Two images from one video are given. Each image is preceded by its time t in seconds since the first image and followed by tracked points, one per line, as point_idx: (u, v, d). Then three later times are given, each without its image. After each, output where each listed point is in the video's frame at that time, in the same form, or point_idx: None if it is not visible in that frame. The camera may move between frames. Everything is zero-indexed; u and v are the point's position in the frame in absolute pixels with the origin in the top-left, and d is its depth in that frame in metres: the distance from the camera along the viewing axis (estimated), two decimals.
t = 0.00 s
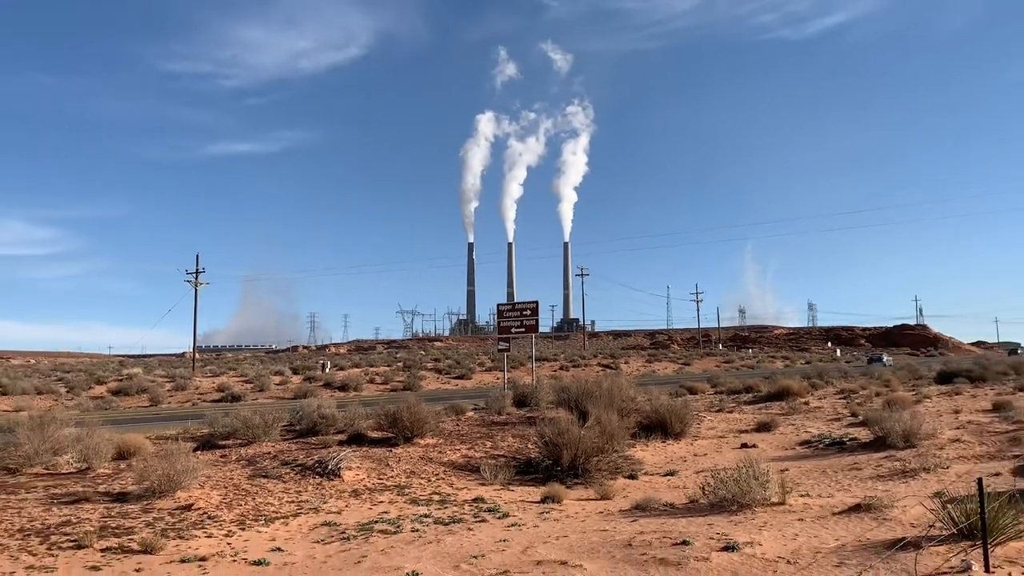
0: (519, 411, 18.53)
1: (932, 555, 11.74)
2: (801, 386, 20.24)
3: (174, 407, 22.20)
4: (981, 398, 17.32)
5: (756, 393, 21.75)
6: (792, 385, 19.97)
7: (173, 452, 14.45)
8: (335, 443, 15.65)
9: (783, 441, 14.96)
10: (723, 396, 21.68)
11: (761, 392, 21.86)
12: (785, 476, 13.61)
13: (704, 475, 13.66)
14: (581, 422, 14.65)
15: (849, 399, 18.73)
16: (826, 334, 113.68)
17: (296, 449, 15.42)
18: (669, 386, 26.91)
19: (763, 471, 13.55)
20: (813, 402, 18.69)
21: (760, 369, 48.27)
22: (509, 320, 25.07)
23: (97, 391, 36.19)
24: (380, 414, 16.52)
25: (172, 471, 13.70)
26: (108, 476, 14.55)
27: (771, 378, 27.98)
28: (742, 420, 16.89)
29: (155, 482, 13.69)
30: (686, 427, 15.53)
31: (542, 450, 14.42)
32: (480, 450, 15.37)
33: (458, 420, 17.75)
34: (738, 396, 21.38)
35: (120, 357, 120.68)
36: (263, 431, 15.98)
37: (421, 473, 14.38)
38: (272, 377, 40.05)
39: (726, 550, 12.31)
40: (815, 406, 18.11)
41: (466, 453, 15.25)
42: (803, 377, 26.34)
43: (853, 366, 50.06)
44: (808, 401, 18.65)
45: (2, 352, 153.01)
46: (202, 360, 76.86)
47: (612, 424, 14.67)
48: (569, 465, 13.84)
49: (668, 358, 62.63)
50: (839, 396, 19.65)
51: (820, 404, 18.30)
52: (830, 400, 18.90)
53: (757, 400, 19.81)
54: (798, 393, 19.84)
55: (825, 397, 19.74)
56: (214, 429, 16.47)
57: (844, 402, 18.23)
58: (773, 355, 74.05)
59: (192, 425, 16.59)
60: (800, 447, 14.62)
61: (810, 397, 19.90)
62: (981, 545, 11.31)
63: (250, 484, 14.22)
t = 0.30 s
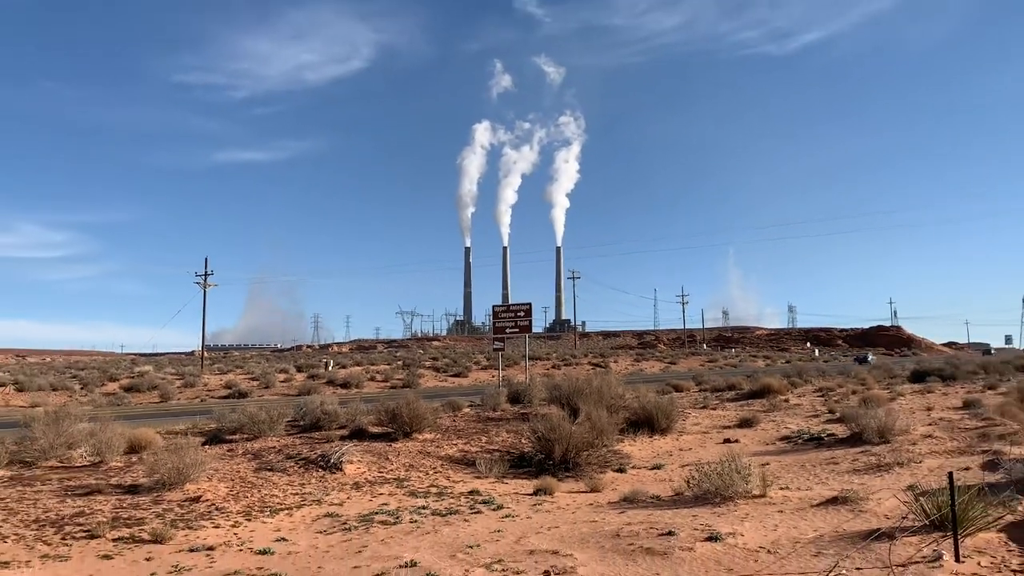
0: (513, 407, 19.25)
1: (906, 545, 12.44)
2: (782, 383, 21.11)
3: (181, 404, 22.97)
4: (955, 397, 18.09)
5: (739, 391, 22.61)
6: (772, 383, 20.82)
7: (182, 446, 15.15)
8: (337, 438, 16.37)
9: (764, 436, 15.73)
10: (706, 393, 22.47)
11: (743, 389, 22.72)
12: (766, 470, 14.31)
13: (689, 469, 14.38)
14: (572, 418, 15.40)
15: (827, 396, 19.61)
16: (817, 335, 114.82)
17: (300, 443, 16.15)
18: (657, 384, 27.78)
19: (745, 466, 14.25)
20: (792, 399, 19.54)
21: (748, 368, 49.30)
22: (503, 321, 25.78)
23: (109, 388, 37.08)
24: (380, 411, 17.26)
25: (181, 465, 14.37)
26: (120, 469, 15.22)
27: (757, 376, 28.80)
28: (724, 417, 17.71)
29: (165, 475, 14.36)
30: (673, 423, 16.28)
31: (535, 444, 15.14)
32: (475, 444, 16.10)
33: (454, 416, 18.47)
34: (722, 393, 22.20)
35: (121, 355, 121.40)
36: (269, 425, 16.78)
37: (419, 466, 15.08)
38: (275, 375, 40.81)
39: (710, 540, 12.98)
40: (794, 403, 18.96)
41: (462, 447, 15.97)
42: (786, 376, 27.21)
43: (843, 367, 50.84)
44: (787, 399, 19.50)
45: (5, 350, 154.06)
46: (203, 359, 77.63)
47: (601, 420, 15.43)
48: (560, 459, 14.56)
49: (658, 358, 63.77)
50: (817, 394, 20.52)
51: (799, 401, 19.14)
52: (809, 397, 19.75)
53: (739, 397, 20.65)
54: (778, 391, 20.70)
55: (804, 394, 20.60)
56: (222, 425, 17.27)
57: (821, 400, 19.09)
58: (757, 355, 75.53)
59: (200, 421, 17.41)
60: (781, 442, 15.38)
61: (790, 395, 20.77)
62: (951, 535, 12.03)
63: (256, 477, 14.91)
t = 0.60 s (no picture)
0: (506, 403, 20.04)
1: (877, 534, 13.15)
2: (760, 381, 22.22)
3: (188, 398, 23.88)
4: (926, 395, 19.02)
5: (720, 387, 23.71)
6: (751, 380, 21.91)
7: (190, 439, 15.93)
8: (338, 432, 17.20)
9: (743, 431, 16.70)
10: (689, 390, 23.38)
11: (723, 386, 23.82)
12: (745, 463, 15.15)
13: (673, 462, 15.25)
14: (562, 413, 16.31)
15: (803, 392, 20.76)
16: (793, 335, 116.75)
17: (303, 437, 16.99)
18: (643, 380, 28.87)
19: (725, 459, 15.04)
20: (771, 396, 20.65)
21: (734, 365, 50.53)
22: (496, 321, 26.55)
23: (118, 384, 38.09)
24: (380, 406, 18.14)
25: (189, 457, 15.11)
26: (130, 461, 15.98)
27: (741, 374, 29.92)
28: (705, 413, 18.79)
29: (174, 467, 15.10)
30: (656, 419, 17.21)
31: (527, 438, 15.98)
32: (470, 438, 16.94)
33: (450, 411, 19.29)
34: (704, 390, 23.24)
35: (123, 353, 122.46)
36: (273, 420, 17.74)
37: (417, 459, 15.87)
38: (278, 371, 41.76)
39: (692, 529, 13.71)
40: (772, 399, 20.11)
41: (457, 441, 16.81)
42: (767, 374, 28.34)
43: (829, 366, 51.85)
44: (765, 395, 20.61)
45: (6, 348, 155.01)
46: (206, 357, 78.60)
47: (589, 415, 16.37)
48: (550, 452, 15.40)
49: (649, 357, 65.01)
50: (794, 391, 21.66)
51: (776, 398, 20.26)
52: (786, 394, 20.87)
53: (720, 393, 21.75)
54: (757, 387, 21.81)
55: (781, 391, 21.74)
56: (228, 419, 18.27)
57: (797, 396, 20.21)
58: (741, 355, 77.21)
59: (207, 416, 18.46)
60: (759, 436, 16.31)
61: (768, 391, 21.90)
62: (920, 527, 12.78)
63: (261, 469, 15.70)
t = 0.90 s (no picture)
0: (498, 395, 21.33)
1: (841, 518, 13.91)
2: (734, 376, 24.03)
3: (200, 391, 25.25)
4: (886, 392, 20.64)
5: (697, 381, 25.50)
6: (726, 376, 23.72)
7: (205, 429, 17.14)
8: (343, 422, 18.52)
9: (717, 423, 18.37)
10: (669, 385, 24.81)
11: (700, 380, 25.59)
12: (719, 453, 16.59)
13: (652, 451, 16.66)
14: (551, 406, 17.84)
15: (772, 387, 22.61)
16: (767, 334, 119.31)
17: (311, 427, 18.31)
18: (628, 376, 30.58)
19: (700, 449, 16.24)
20: (743, 390, 22.46)
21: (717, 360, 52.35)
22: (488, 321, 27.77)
23: (132, 376, 39.63)
24: (382, 398, 19.59)
25: (203, 445, 16.26)
26: (149, 448, 17.16)
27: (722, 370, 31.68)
28: (682, 406, 20.52)
29: (190, 454, 16.24)
30: (638, 411, 18.99)
31: (518, 429, 17.37)
32: (466, 429, 18.29)
33: (447, 403, 20.62)
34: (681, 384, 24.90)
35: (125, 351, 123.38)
36: (282, 411, 19.17)
37: (415, 448, 17.11)
38: (283, 365, 43.25)
39: (670, 513, 14.73)
40: (745, 393, 22.00)
41: (453, 432, 18.13)
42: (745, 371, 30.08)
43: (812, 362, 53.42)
44: (738, 389, 22.43)
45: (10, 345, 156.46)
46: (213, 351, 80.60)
47: (577, 408, 17.92)
48: (539, 442, 16.72)
49: (637, 354, 66.91)
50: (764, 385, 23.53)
51: (748, 392, 22.04)
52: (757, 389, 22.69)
53: (697, 387, 23.52)
54: (730, 382, 23.65)
55: (753, 386, 23.61)
56: (240, 410, 19.72)
57: (767, 390, 22.07)
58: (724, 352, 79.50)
59: (221, 407, 19.97)
60: (731, 428, 17.89)
61: (741, 386, 23.74)
62: (881, 511, 13.44)
63: (270, 456, 16.91)
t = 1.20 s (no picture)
0: (489, 396, 21.39)
1: (829, 519, 13.98)
2: (724, 377, 24.15)
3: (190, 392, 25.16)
4: (874, 394, 20.79)
5: (686, 382, 25.61)
6: (716, 377, 23.85)
7: (193, 430, 17.07)
8: (333, 423, 18.51)
9: (707, 425, 18.46)
10: (659, 386, 24.92)
11: (690, 381, 25.70)
12: (708, 454, 16.67)
13: (642, 452, 16.72)
14: (541, 407, 17.90)
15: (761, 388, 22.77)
16: (756, 336, 119.81)
17: (300, 428, 18.30)
18: (618, 377, 30.66)
19: (690, 451, 16.31)
20: (732, 391, 22.58)
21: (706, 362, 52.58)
22: (479, 322, 27.79)
23: (121, 377, 39.41)
24: (372, 399, 19.60)
25: (192, 446, 16.19)
26: (136, 449, 17.04)
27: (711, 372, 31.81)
28: (672, 407, 20.62)
29: (178, 455, 16.16)
30: (628, 412, 19.07)
31: (508, 430, 17.40)
32: (456, 430, 18.31)
33: (438, 404, 20.66)
34: (671, 385, 25.03)
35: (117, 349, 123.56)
36: (271, 412, 19.14)
37: (405, 449, 17.11)
38: (273, 365, 43.11)
39: (660, 514, 14.77)
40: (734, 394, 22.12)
41: (443, 433, 18.16)
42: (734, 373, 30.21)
43: (800, 363, 53.83)
44: (727, 391, 22.55)
45: None
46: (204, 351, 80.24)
47: (566, 409, 17.99)
48: (529, 443, 16.76)
49: (627, 356, 67.05)
50: (753, 387, 23.68)
51: (737, 393, 22.15)
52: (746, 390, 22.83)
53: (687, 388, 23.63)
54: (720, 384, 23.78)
55: (742, 387, 23.75)
56: (229, 411, 19.68)
57: (756, 391, 22.20)
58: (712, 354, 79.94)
59: (209, 408, 19.93)
60: (721, 429, 17.99)
61: (730, 387, 23.87)
62: (869, 511, 13.50)
63: (259, 457, 16.87)
